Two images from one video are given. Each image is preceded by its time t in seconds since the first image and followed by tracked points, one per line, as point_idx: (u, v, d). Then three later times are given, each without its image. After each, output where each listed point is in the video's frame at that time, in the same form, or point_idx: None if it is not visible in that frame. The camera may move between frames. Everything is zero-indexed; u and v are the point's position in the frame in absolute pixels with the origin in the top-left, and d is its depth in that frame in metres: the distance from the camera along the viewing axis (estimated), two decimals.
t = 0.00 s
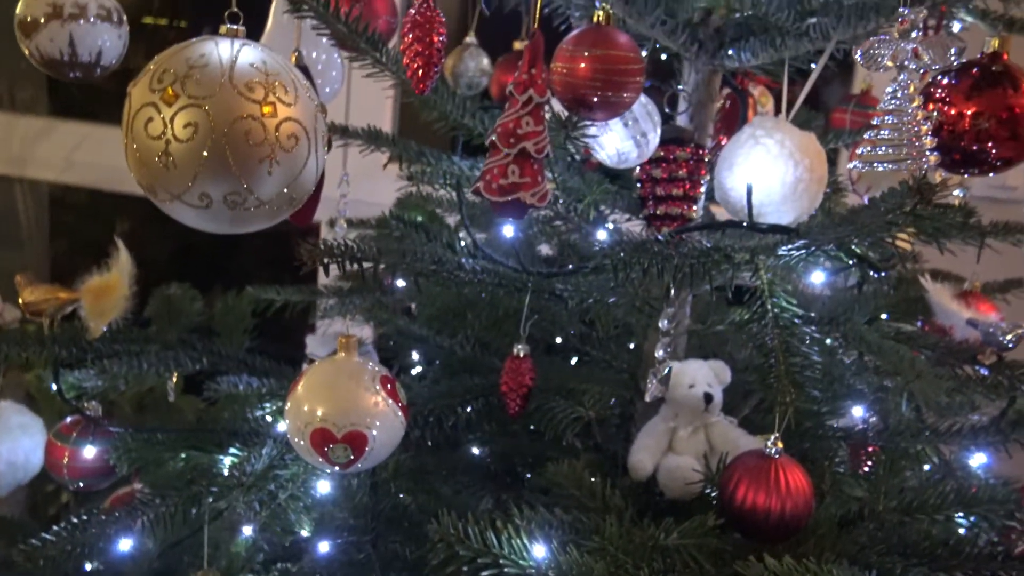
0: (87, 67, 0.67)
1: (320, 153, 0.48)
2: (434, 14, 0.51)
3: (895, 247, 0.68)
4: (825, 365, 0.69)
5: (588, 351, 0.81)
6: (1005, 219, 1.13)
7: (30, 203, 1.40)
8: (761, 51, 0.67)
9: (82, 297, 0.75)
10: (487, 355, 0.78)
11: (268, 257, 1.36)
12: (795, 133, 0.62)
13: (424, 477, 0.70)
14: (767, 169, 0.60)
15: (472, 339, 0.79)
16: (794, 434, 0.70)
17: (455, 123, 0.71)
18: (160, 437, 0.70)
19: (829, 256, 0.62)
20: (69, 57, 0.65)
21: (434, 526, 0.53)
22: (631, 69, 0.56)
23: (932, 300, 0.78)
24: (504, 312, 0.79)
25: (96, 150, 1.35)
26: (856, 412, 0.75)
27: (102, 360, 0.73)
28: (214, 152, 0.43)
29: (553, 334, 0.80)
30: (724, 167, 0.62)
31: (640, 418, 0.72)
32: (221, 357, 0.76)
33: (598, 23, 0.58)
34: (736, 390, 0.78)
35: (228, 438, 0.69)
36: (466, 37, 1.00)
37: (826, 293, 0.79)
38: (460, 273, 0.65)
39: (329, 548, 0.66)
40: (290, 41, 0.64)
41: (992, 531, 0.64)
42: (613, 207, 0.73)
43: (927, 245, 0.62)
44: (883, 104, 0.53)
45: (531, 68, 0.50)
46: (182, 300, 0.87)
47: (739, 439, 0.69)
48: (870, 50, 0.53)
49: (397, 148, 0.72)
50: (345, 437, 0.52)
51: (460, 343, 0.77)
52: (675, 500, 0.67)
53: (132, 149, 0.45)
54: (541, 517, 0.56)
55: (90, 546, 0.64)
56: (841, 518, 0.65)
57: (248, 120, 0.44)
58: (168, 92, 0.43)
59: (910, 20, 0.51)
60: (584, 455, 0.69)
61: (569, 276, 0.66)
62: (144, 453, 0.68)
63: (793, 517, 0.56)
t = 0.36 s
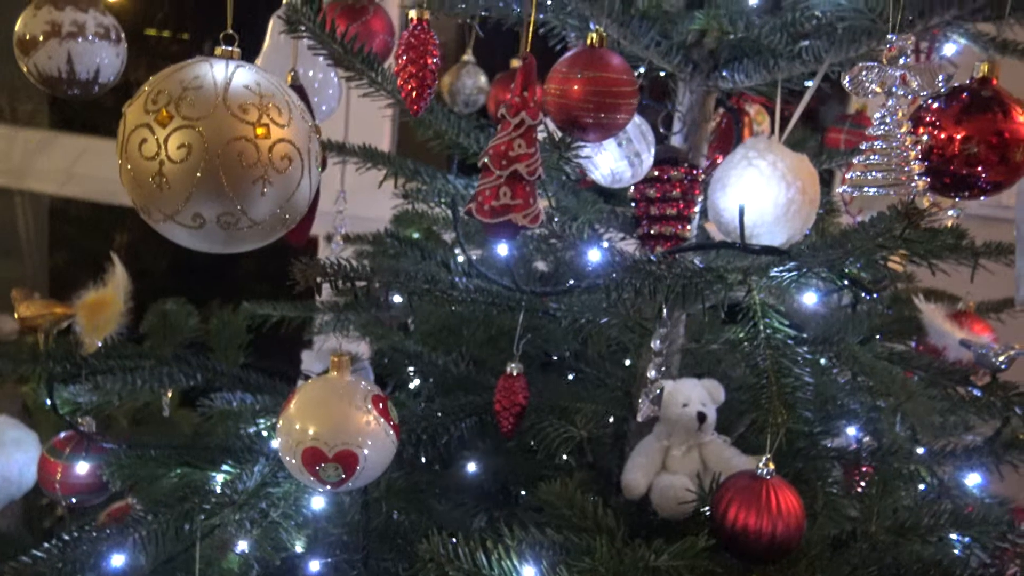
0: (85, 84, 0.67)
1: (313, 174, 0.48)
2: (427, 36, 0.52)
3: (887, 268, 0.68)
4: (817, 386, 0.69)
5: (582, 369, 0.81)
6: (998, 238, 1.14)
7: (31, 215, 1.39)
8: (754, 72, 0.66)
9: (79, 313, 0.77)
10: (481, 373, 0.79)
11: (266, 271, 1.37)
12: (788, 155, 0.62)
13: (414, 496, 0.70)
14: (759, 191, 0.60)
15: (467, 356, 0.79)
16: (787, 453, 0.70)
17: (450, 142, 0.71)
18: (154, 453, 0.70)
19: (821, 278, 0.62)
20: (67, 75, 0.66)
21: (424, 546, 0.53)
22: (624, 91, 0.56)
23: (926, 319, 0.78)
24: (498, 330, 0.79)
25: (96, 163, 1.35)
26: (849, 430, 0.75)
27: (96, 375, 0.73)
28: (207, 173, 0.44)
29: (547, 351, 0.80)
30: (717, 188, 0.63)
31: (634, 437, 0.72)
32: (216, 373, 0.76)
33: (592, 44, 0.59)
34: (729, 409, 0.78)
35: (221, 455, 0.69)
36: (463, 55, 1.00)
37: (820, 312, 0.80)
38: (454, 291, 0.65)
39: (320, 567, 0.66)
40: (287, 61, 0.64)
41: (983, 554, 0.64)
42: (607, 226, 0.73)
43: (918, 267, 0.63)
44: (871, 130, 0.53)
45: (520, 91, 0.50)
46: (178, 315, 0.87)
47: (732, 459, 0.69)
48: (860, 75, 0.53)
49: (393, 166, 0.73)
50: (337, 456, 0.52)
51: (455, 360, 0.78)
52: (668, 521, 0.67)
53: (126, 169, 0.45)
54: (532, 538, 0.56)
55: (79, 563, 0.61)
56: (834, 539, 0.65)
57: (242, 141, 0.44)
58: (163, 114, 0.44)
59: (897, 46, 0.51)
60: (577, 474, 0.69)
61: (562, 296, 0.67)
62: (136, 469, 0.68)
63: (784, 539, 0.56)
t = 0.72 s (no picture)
0: (77, 100, 0.68)
1: (299, 192, 0.48)
2: (413, 57, 0.52)
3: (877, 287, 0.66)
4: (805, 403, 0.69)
5: (573, 385, 0.81)
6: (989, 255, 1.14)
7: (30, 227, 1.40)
8: (742, 91, 0.66)
9: (70, 327, 0.77)
10: (471, 388, 0.79)
11: (261, 284, 1.37)
12: (775, 174, 0.62)
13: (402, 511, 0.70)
14: (745, 209, 0.60)
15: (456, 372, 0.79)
16: (775, 470, 0.70)
17: (440, 159, 0.72)
18: (142, 468, 0.70)
19: (808, 295, 0.63)
20: (59, 91, 0.66)
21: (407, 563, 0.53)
22: (610, 110, 0.57)
23: (915, 337, 0.78)
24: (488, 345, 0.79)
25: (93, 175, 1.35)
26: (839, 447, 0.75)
27: (85, 390, 0.73)
28: (192, 191, 0.44)
29: (537, 366, 0.80)
30: (704, 206, 0.63)
31: (623, 453, 0.72)
32: (205, 388, 0.76)
33: (579, 64, 0.59)
34: (718, 425, 0.78)
35: (208, 470, 0.69)
36: (456, 70, 1.01)
37: (809, 329, 0.80)
38: (442, 306, 0.66)
39: None
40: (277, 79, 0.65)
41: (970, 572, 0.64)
42: (597, 242, 0.73)
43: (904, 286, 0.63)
44: (854, 151, 0.57)
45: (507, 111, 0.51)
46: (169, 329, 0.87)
47: (721, 475, 0.69)
48: (839, 99, 0.55)
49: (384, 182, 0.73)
50: (321, 473, 0.52)
51: (445, 376, 0.78)
52: (656, 537, 0.67)
53: (113, 187, 0.45)
54: (517, 555, 0.56)
55: None
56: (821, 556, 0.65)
57: (227, 160, 0.44)
58: (149, 132, 0.44)
59: (875, 69, 0.53)
60: (564, 490, 0.69)
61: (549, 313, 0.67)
62: (124, 484, 0.68)
63: (769, 557, 0.56)
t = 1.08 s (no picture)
0: (70, 109, 0.68)
1: (288, 202, 0.49)
2: (403, 67, 0.52)
3: (867, 299, 0.67)
4: (794, 414, 0.69)
5: (564, 396, 0.81)
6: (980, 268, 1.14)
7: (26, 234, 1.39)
8: (732, 102, 0.67)
9: (60, 336, 0.77)
10: (462, 398, 0.79)
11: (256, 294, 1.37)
12: (764, 187, 0.63)
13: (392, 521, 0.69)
14: (735, 221, 0.61)
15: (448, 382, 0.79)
16: (765, 481, 0.70)
17: (432, 169, 0.72)
18: (131, 477, 0.70)
19: (798, 308, 0.63)
20: (51, 100, 0.67)
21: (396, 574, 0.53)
22: (600, 122, 0.57)
23: (906, 349, 0.78)
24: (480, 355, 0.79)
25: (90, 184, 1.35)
26: (830, 458, 0.75)
27: (75, 399, 0.73)
28: (180, 201, 0.44)
29: (528, 377, 0.80)
30: (694, 218, 0.63)
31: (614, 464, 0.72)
32: (196, 397, 0.76)
33: (570, 75, 0.59)
34: (710, 436, 0.78)
35: (197, 479, 0.69)
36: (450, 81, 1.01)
37: (800, 340, 0.80)
38: (432, 316, 0.66)
39: None
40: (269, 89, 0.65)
41: None
42: (588, 253, 0.73)
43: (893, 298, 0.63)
44: (841, 163, 0.59)
45: (494, 123, 0.49)
46: (161, 338, 0.87)
47: (712, 485, 0.69)
48: (826, 111, 0.56)
49: (376, 192, 0.73)
50: (308, 483, 0.52)
51: (436, 386, 0.78)
52: (646, 548, 0.67)
53: (101, 196, 0.46)
54: (505, 566, 0.56)
55: None
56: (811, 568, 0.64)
57: (216, 170, 0.44)
58: (137, 142, 0.44)
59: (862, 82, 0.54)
60: (555, 501, 0.69)
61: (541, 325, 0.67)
62: (113, 493, 0.68)
63: (757, 569, 0.56)
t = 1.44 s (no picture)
0: (59, 118, 0.68)
1: (272, 212, 0.49)
2: (389, 78, 0.52)
3: (854, 307, 0.68)
4: (783, 424, 0.69)
5: (554, 405, 0.81)
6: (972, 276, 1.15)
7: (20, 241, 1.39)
8: (719, 112, 0.67)
9: (48, 345, 0.77)
10: (452, 407, 0.79)
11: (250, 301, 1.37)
12: (751, 196, 0.63)
13: (380, 530, 0.69)
14: (721, 230, 0.61)
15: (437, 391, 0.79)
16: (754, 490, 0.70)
17: (420, 178, 0.72)
18: (119, 486, 0.69)
19: (786, 318, 0.63)
20: (40, 109, 0.67)
21: None
22: (586, 132, 0.57)
23: (894, 357, 0.78)
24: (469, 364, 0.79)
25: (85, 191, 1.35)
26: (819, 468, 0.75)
27: (62, 408, 0.73)
28: (163, 211, 0.44)
29: (518, 386, 0.80)
30: (681, 228, 0.63)
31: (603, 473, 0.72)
32: (185, 406, 0.76)
33: (556, 86, 0.60)
34: (699, 445, 0.78)
35: (185, 489, 0.69)
36: (441, 90, 1.02)
37: (790, 349, 0.80)
38: (419, 325, 0.66)
39: None
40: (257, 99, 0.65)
41: None
42: (577, 262, 0.73)
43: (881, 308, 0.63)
44: (822, 175, 0.56)
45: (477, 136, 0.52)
46: (151, 347, 0.87)
47: (701, 495, 0.69)
48: (807, 123, 0.56)
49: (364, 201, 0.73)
50: (292, 493, 0.52)
51: (425, 395, 0.78)
52: (634, 557, 0.67)
53: (85, 207, 0.46)
54: None
55: None
56: None
57: (199, 180, 0.44)
58: (120, 153, 0.44)
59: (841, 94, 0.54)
60: (543, 510, 0.68)
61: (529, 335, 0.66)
62: (100, 502, 0.67)
63: None
